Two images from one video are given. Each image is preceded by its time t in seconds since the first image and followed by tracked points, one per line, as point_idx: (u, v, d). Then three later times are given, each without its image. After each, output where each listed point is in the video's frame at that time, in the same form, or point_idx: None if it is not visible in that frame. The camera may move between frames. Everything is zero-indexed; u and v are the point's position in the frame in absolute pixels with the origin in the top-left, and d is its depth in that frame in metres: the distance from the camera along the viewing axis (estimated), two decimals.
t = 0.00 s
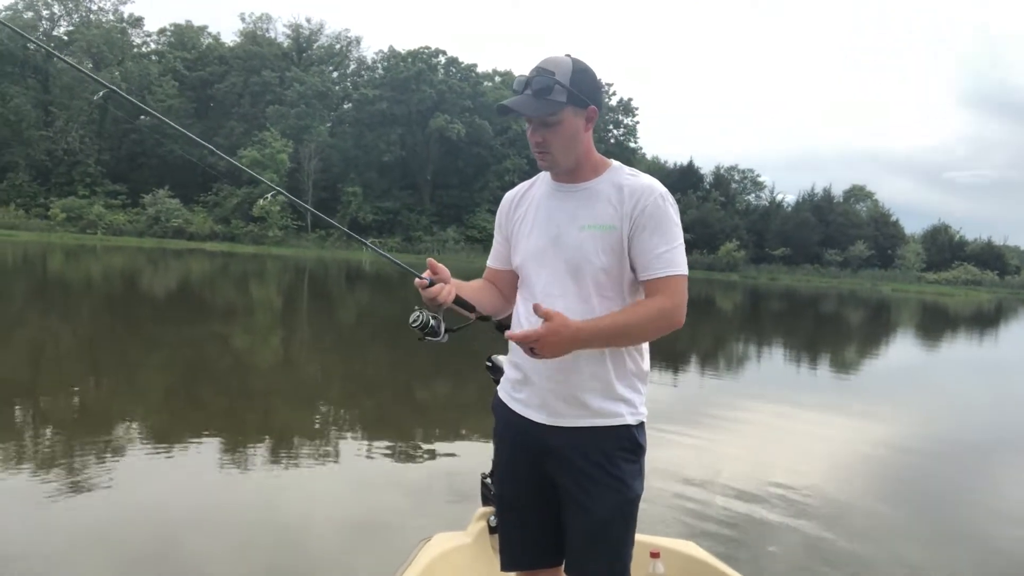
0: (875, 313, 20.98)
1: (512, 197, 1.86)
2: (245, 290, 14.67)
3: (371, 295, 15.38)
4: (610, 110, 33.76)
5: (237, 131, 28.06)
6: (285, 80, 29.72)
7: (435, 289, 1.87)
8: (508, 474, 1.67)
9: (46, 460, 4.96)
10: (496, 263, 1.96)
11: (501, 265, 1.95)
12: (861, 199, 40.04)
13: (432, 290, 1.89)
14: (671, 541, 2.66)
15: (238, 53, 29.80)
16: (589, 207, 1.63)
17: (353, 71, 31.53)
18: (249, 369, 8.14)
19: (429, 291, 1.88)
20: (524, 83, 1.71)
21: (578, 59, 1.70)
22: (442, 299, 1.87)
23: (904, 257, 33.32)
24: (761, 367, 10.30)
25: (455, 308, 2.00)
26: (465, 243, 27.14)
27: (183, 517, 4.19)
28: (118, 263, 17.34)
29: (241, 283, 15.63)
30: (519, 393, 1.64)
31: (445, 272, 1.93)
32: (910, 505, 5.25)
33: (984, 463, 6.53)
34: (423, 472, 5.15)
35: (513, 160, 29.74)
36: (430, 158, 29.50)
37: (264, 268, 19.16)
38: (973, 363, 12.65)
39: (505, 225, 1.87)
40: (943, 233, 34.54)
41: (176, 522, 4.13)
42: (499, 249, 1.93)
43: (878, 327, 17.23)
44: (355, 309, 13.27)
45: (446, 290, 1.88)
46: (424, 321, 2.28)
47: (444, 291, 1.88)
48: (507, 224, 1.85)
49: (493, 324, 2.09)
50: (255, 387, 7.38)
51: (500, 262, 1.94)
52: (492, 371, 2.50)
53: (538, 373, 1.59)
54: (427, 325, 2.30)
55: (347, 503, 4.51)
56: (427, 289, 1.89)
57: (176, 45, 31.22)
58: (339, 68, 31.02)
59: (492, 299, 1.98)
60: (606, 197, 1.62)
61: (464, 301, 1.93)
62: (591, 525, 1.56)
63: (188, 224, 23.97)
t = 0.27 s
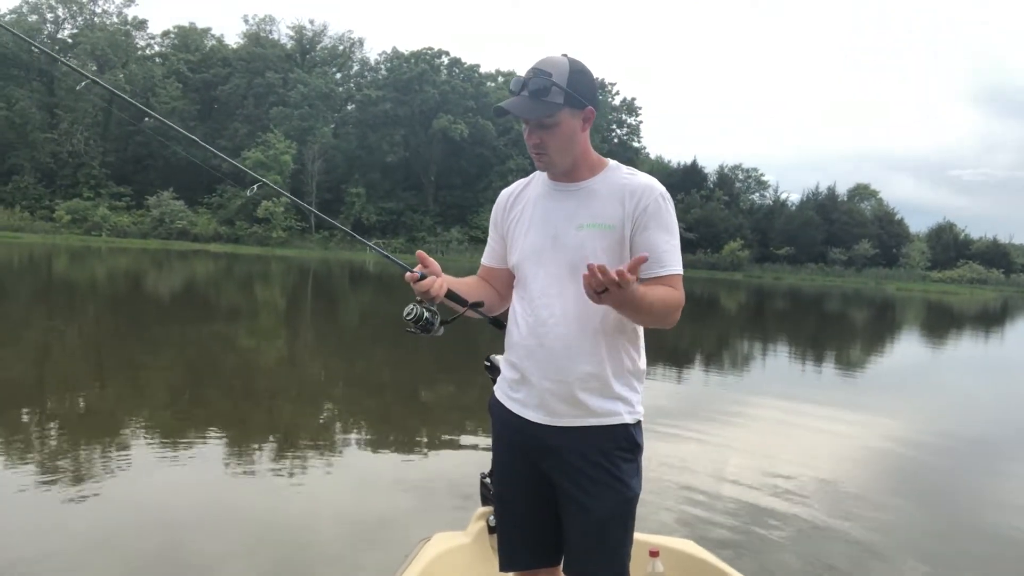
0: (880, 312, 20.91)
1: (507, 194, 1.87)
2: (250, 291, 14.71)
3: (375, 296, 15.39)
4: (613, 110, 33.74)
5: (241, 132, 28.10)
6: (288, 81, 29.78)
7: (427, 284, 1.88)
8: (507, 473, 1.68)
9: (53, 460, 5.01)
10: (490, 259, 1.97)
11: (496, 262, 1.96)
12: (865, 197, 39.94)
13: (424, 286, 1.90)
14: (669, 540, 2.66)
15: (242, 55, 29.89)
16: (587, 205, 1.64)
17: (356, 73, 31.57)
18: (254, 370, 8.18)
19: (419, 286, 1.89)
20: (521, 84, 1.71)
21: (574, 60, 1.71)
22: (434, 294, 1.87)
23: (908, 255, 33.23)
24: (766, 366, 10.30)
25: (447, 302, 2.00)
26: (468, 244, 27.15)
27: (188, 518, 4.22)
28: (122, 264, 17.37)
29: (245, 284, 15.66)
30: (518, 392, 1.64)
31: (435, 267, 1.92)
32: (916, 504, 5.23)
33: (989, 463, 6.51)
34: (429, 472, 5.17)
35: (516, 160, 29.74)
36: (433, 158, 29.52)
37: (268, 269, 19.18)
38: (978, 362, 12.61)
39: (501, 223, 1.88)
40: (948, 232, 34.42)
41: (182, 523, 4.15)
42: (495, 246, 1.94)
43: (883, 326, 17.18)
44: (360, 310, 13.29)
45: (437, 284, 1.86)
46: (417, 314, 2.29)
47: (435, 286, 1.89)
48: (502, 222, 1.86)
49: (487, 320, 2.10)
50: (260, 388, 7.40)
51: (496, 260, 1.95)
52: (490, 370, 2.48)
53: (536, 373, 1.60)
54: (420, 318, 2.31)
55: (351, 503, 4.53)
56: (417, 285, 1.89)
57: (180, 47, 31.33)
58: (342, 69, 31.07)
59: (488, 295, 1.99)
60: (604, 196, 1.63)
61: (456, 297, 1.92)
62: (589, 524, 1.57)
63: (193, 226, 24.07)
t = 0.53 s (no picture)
0: (887, 310, 20.83)
1: (507, 194, 1.87)
2: (256, 292, 14.76)
3: (381, 296, 15.42)
4: (619, 109, 33.71)
5: (247, 134, 28.18)
6: (294, 82, 29.86)
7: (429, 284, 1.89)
8: (509, 473, 1.68)
9: (62, 460, 5.04)
10: (491, 260, 1.98)
11: (496, 263, 1.97)
12: (872, 195, 39.80)
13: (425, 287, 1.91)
14: (669, 540, 2.67)
15: (247, 57, 30.00)
16: (587, 206, 1.65)
17: (361, 74, 31.65)
18: (262, 371, 8.21)
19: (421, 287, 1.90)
20: (523, 83, 1.72)
21: (576, 59, 1.72)
22: (435, 294, 1.88)
23: (916, 253, 33.10)
24: (773, 365, 10.27)
25: (448, 302, 2.02)
26: (474, 244, 27.17)
27: (197, 515, 4.23)
28: (129, 266, 17.43)
29: (252, 285, 15.71)
30: (519, 391, 1.65)
31: (435, 267, 1.94)
32: (925, 503, 5.21)
33: (999, 461, 6.47)
34: (435, 472, 5.18)
35: (522, 160, 29.75)
36: (439, 159, 29.55)
37: (275, 270, 19.23)
38: (987, 360, 12.55)
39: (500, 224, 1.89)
40: (956, 229, 34.27)
41: (191, 521, 4.17)
42: (495, 246, 1.95)
43: (891, 324, 17.11)
44: (366, 310, 13.31)
45: (437, 284, 1.88)
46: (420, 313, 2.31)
47: (436, 286, 1.90)
48: (502, 222, 1.87)
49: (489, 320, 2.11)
50: (267, 388, 7.43)
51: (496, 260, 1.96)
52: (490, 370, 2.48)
53: (537, 372, 1.61)
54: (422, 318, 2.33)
55: (359, 502, 4.54)
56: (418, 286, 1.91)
57: (186, 49, 31.46)
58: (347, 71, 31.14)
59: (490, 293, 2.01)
60: (604, 195, 1.64)
61: (457, 296, 1.94)
62: (591, 523, 1.57)
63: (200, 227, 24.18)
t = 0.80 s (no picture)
0: (894, 307, 20.79)
1: (505, 192, 1.88)
2: (262, 294, 14.80)
3: (386, 297, 15.45)
4: (622, 108, 33.69)
5: (252, 137, 28.24)
6: (298, 85, 29.94)
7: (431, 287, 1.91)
8: (509, 474, 1.70)
9: (70, 464, 5.06)
10: (490, 261, 1.99)
11: (495, 262, 1.98)
12: (877, 192, 39.70)
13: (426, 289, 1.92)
14: (669, 539, 2.68)
15: (251, 60, 30.10)
16: (587, 203, 1.65)
17: (365, 75, 31.72)
18: (268, 373, 8.24)
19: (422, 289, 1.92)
20: (532, 71, 1.72)
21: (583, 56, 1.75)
22: (437, 297, 1.90)
23: (922, 250, 33.02)
24: (779, 363, 10.27)
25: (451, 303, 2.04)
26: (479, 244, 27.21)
27: (205, 518, 4.25)
28: (136, 270, 17.48)
29: (258, 287, 15.77)
30: (516, 392, 1.67)
31: (436, 270, 1.95)
32: (933, 500, 5.21)
33: (1007, 458, 6.46)
34: (442, 472, 5.19)
35: (526, 160, 29.77)
36: (443, 160, 29.59)
37: (280, 273, 19.28)
38: (994, 356, 12.52)
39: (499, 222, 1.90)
40: (962, 225, 34.16)
41: (200, 523, 4.18)
42: (493, 246, 1.96)
43: (897, 321, 17.08)
44: (371, 312, 13.35)
45: (440, 287, 1.90)
46: (421, 317, 2.32)
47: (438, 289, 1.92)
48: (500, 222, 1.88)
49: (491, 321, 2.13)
50: (274, 390, 7.45)
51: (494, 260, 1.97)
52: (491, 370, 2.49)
53: (534, 373, 1.63)
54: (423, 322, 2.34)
55: (366, 503, 4.55)
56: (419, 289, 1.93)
57: (190, 53, 31.57)
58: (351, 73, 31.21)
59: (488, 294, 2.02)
60: (602, 192, 1.65)
61: (458, 297, 1.96)
62: (591, 522, 1.59)
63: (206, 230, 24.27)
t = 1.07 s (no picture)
0: (900, 310, 20.68)
1: (507, 192, 1.88)
2: (267, 294, 14.82)
3: (391, 298, 15.45)
4: (628, 109, 33.63)
5: (258, 138, 28.28)
6: (304, 86, 29.98)
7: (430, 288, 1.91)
8: (508, 475, 1.70)
9: (76, 463, 5.07)
10: (489, 261, 1.99)
11: (495, 262, 1.99)
12: (884, 194, 39.53)
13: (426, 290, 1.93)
14: (669, 540, 2.68)
15: (258, 61, 30.15)
16: (590, 202, 1.66)
17: (371, 76, 31.76)
18: (273, 373, 8.26)
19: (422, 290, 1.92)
20: (547, 63, 1.72)
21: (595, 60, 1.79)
22: (434, 299, 1.91)
23: (929, 252, 32.88)
24: (785, 365, 10.23)
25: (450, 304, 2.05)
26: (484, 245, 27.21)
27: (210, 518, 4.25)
28: (141, 270, 17.52)
29: (263, 288, 15.79)
30: (516, 392, 1.67)
31: (435, 272, 1.95)
32: (939, 502, 5.18)
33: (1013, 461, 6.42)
34: (446, 472, 5.19)
35: (531, 161, 29.76)
36: (448, 161, 29.59)
37: (286, 273, 19.31)
38: (1001, 360, 12.44)
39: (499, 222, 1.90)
40: (969, 228, 33.99)
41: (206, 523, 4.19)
42: (493, 247, 1.97)
43: (904, 324, 16.99)
44: (376, 312, 13.35)
45: (437, 289, 1.91)
46: (417, 321, 2.33)
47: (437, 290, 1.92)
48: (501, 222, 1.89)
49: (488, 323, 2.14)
50: (279, 390, 7.47)
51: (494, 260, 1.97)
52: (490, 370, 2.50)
53: (534, 373, 1.63)
54: (419, 326, 2.34)
55: (371, 503, 4.55)
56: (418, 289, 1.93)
57: (196, 54, 31.64)
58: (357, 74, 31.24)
59: (485, 295, 2.02)
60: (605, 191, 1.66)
61: (457, 299, 1.97)
62: (589, 523, 1.59)
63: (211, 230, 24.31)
